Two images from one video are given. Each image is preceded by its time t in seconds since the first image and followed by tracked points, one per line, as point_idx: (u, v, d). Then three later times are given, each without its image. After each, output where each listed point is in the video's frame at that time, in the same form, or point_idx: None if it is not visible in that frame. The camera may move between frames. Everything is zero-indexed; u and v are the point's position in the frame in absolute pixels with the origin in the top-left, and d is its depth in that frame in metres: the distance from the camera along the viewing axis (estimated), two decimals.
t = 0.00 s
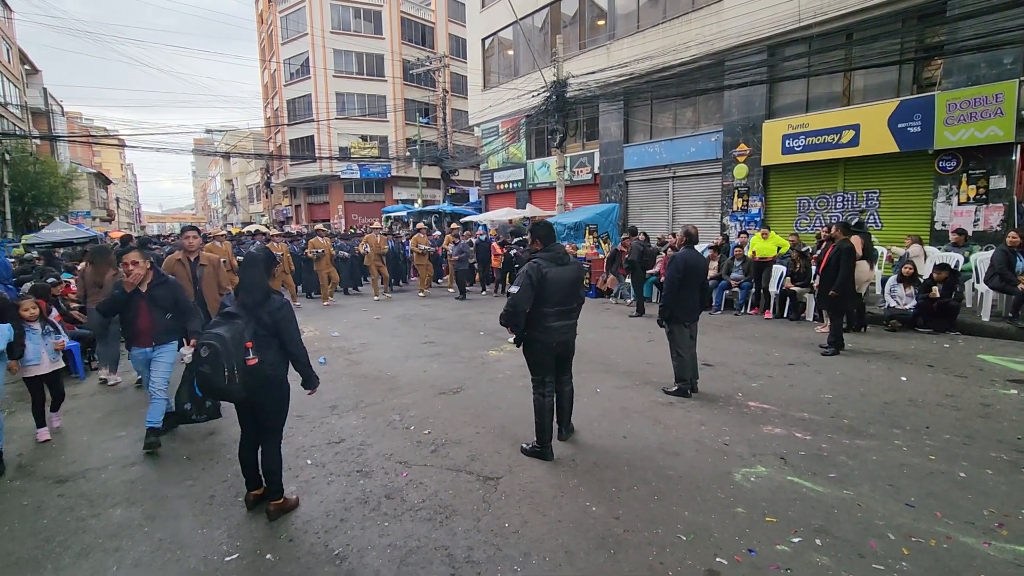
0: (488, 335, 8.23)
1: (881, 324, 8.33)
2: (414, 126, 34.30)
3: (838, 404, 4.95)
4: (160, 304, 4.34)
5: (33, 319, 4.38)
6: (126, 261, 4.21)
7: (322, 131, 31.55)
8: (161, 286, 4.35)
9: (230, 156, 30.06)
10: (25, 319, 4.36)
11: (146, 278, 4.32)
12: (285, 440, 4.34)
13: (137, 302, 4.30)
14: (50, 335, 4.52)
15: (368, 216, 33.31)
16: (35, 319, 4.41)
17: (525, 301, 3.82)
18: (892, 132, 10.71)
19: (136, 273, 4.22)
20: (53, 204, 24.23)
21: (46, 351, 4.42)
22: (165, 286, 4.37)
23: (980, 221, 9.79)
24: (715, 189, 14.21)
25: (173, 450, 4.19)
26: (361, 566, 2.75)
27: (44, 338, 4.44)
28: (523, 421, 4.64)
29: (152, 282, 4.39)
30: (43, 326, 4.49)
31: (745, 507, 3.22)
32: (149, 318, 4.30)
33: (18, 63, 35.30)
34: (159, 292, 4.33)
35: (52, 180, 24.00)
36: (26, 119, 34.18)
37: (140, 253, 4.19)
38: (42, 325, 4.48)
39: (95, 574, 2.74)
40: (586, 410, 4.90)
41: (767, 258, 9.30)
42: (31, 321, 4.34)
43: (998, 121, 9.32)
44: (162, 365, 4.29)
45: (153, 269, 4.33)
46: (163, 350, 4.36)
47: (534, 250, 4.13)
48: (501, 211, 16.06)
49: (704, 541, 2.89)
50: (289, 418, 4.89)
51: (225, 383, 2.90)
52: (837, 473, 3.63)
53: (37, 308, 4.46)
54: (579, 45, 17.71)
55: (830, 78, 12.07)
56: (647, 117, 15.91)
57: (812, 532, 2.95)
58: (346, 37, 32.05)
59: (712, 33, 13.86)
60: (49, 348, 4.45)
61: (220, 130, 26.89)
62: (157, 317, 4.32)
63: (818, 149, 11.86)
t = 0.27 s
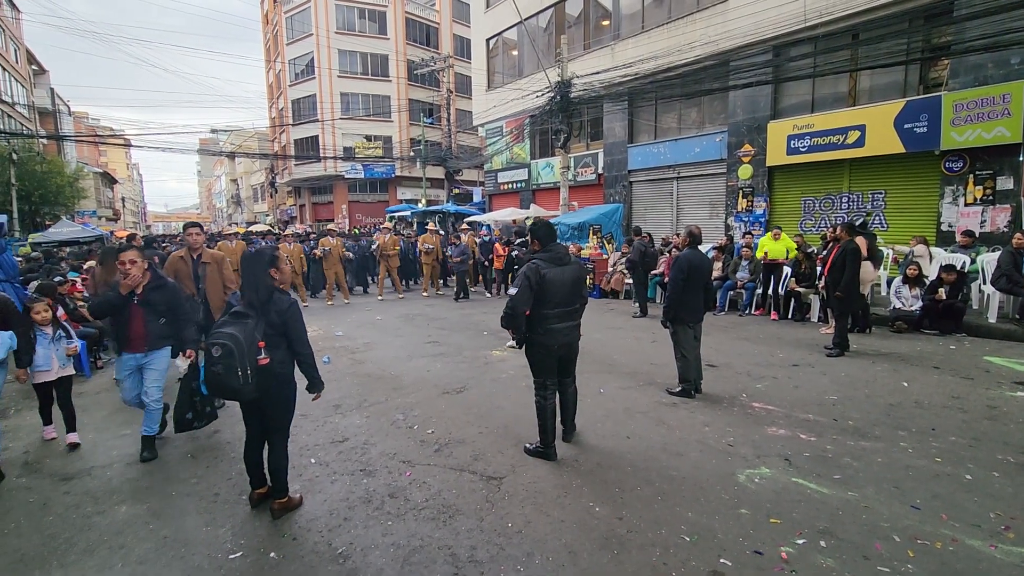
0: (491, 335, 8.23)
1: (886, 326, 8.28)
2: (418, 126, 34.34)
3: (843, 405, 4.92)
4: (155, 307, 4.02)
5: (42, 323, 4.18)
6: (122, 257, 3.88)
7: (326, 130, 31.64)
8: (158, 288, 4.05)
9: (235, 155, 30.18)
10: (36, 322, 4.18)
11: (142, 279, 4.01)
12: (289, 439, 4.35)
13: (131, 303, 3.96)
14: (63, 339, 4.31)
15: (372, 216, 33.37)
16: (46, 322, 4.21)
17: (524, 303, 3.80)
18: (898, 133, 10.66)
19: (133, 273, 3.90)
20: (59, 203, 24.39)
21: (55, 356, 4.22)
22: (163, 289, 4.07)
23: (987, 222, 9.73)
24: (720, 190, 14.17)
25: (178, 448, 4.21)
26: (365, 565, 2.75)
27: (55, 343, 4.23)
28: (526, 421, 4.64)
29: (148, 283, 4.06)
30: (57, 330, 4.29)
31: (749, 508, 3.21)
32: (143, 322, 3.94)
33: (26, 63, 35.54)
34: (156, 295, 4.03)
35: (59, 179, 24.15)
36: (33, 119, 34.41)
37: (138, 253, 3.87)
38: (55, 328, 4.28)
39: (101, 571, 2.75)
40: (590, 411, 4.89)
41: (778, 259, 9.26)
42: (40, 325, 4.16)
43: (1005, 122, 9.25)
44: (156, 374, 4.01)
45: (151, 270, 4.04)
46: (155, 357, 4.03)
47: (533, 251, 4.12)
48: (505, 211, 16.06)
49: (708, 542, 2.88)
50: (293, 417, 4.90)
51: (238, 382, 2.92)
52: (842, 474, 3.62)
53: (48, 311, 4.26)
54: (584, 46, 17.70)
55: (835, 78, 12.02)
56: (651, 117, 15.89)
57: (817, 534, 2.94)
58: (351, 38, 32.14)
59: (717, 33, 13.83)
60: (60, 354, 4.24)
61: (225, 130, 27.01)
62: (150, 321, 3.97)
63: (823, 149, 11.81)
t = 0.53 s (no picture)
0: (494, 335, 8.23)
1: (890, 327, 8.25)
2: (421, 126, 34.36)
3: (846, 407, 4.90)
4: (150, 309, 3.86)
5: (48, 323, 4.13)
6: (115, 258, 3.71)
7: (329, 130, 31.69)
8: (154, 289, 3.90)
9: (238, 155, 30.26)
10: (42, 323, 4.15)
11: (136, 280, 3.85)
12: (291, 439, 4.35)
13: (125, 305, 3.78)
14: (70, 340, 4.27)
15: (374, 216, 33.39)
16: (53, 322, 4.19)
17: (531, 303, 3.81)
18: (902, 133, 10.62)
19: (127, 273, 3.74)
20: (63, 202, 24.50)
21: (61, 357, 4.18)
22: (159, 289, 3.92)
23: (992, 223, 9.69)
24: (723, 190, 14.14)
25: (181, 447, 4.22)
26: (366, 565, 2.75)
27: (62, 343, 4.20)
28: (527, 421, 4.63)
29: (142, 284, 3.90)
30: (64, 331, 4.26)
31: (752, 510, 3.20)
32: (141, 325, 3.80)
33: (31, 63, 35.73)
34: (152, 296, 3.88)
35: (63, 178, 24.25)
36: (38, 119, 34.58)
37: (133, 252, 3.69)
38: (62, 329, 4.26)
39: (103, 569, 2.76)
40: (592, 411, 4.89)
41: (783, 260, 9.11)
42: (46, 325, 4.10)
43: (1010, 122, 9.19)
44: (157, 378, 3.93)
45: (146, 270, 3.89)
46: (153, 361, 3.89)
47: (539, 250, 4.12)
48: (508, 211, 16.05)
49: (710, 543, 2.87)
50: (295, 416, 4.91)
51: (235, 380, 2.89)
52: (845, 476, 3.60)
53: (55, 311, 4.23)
54: (587, 46, 17.68)
55: (839, 79, 11.98)
56: (654, 117, 15.87)
57: (820, 536, 2.93)
58: (354, 38, 32.18)
59: (720, 33, 13.80)
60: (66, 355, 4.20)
61: (228, 130, 27.09)
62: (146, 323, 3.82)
63: (827, 150, 11.77)
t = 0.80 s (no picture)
0: (495, 335, 8.22)
1: (892, 328, 8.23)
2: (423, 126, 34.39)
3: (849, 408, 4.89)
4: (140, 315, 3.57)
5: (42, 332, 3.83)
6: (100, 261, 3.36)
7: (331, 131, 31.73)
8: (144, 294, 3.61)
9: (240, 155, 30.33)
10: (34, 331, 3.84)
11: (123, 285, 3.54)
12: (292, 438, 4.35)
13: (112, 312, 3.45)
14: (65, 348, 4.05)
15: (376, 216, 33.42)
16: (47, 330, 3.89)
17: (541, 301, 3.81)
18: (906, 133, 10.59)
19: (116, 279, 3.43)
20: (66, 202, 24.58)
21: (56, 366, 3.96)
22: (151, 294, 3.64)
23: (995, 224, 9.65)
24: (725, 191, 14.11)
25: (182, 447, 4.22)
26: (366, 566, 2.74)
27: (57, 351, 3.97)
28: (528, 421, 4.63)
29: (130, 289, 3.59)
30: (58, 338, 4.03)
31: (753, 511, 3.19)
32: (135, 334, 3.51)
33: (35, 63, 35.86)
34: (143, 302, 3.59)
35: (66, 178, 24.31)
36: (41, 119, 34.70)
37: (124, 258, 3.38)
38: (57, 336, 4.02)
39: (103, 568, 2.75)
40: (593, 412, 4.88)
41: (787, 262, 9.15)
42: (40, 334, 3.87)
43: (1014, 122, 9.14)
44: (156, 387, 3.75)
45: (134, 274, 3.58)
46: (149, 371, 3.67)
47: (548, 248, 4.12)
48: (509, 212, 16.03)
49: (712, 545, 2.86)
50: (296, 416, 4.91)
51: (229, 380, 2.87)
52: (848, 477, 3.58)
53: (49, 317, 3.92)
54: (589, 46, 17.68)
55: (842, 79, 11.96)
56: (656, 118, 15.86)
57: (822, 537, 2.92)
58: (356, 38, 32.22)
59: (722, 33, 13.78)
60: (61, 364, 3.99)
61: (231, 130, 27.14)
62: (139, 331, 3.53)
63: (829, 150, 11.74)
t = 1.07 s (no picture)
0: (497, 336, 8.22)
1: (895, 329, 8.21)
2: (425, 127, 34.43)
3: (851, 409, 4.88)
4: (133, 318, 3.44)
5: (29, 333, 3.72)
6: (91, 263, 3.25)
7: (333, 132, 31.78)
8: (137, 294, 3.47)
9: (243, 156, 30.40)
10: (25, 333, 3.77)
11: (114, 287, 3.41)
12: (294, 439, 4.36)
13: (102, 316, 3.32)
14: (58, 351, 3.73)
15: (378, 217, 33.45)
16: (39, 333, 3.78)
17: (549, 300, 3.82)
18: (908, 135, 10.57)
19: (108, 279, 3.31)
20: (69, 203, 24.64)
21: (46, 372, 3.68)
22: (145, 295, 3.51)
23: (998, 225, 9.63)
24: (727, 192, 14.10)
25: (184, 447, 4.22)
26: (367, 566, 2.74)
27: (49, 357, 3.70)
28: (530, 423, 4.62)
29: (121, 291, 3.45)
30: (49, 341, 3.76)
31: (755, 513, 3.19)
32: (125, 336, 3.38)
33: (38, 65, 35.99)
34: (135, 304, 3.45)
35: (69, 179, 24.41)
36: (44, 120, 34.84)
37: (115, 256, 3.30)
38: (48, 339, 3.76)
39: (105, 569, 2.75)
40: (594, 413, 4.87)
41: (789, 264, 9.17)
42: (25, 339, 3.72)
43: (1016, 123, 9.12)
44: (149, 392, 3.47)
45: (126, 275, 3.46)
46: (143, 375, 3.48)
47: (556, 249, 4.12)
48: (510, 213, 16.02)
49: (713, 546, 2.86)
50: (297, 417, 4.91)
51: (228, 380, 2.89)
52: (850, 479, 3.58)
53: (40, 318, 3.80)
54: (591, 47, 17.68)
55: (844, 80, 11.94)
56: (658, 119, 15.85)
57: (824, 539, 2.91)
58: (358, 40, 32.26)
59: (724, 34, 13.78)
60: (51, 369, 3.69)
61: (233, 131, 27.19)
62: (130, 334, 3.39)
63: (831, 151, 11.73)
